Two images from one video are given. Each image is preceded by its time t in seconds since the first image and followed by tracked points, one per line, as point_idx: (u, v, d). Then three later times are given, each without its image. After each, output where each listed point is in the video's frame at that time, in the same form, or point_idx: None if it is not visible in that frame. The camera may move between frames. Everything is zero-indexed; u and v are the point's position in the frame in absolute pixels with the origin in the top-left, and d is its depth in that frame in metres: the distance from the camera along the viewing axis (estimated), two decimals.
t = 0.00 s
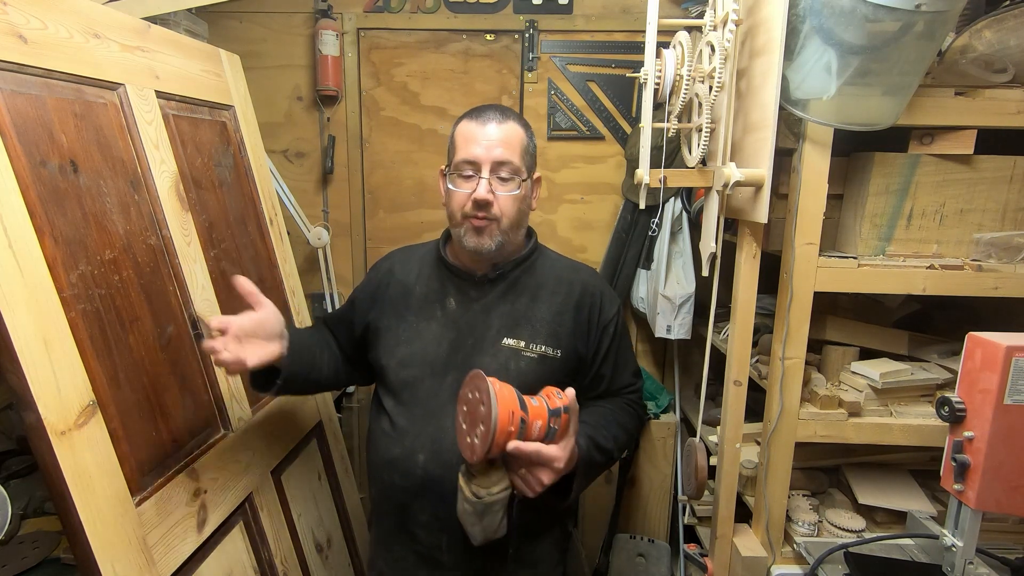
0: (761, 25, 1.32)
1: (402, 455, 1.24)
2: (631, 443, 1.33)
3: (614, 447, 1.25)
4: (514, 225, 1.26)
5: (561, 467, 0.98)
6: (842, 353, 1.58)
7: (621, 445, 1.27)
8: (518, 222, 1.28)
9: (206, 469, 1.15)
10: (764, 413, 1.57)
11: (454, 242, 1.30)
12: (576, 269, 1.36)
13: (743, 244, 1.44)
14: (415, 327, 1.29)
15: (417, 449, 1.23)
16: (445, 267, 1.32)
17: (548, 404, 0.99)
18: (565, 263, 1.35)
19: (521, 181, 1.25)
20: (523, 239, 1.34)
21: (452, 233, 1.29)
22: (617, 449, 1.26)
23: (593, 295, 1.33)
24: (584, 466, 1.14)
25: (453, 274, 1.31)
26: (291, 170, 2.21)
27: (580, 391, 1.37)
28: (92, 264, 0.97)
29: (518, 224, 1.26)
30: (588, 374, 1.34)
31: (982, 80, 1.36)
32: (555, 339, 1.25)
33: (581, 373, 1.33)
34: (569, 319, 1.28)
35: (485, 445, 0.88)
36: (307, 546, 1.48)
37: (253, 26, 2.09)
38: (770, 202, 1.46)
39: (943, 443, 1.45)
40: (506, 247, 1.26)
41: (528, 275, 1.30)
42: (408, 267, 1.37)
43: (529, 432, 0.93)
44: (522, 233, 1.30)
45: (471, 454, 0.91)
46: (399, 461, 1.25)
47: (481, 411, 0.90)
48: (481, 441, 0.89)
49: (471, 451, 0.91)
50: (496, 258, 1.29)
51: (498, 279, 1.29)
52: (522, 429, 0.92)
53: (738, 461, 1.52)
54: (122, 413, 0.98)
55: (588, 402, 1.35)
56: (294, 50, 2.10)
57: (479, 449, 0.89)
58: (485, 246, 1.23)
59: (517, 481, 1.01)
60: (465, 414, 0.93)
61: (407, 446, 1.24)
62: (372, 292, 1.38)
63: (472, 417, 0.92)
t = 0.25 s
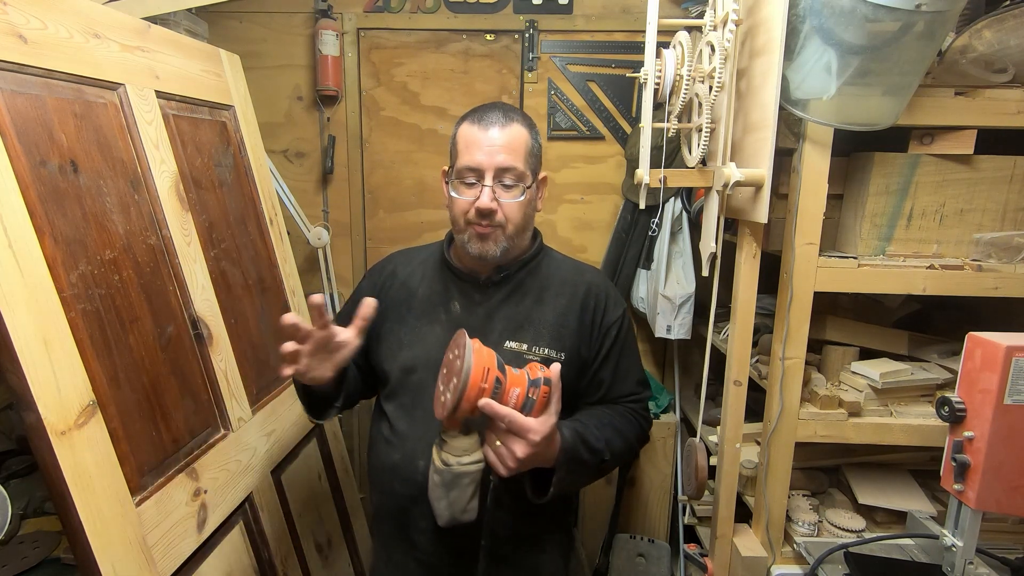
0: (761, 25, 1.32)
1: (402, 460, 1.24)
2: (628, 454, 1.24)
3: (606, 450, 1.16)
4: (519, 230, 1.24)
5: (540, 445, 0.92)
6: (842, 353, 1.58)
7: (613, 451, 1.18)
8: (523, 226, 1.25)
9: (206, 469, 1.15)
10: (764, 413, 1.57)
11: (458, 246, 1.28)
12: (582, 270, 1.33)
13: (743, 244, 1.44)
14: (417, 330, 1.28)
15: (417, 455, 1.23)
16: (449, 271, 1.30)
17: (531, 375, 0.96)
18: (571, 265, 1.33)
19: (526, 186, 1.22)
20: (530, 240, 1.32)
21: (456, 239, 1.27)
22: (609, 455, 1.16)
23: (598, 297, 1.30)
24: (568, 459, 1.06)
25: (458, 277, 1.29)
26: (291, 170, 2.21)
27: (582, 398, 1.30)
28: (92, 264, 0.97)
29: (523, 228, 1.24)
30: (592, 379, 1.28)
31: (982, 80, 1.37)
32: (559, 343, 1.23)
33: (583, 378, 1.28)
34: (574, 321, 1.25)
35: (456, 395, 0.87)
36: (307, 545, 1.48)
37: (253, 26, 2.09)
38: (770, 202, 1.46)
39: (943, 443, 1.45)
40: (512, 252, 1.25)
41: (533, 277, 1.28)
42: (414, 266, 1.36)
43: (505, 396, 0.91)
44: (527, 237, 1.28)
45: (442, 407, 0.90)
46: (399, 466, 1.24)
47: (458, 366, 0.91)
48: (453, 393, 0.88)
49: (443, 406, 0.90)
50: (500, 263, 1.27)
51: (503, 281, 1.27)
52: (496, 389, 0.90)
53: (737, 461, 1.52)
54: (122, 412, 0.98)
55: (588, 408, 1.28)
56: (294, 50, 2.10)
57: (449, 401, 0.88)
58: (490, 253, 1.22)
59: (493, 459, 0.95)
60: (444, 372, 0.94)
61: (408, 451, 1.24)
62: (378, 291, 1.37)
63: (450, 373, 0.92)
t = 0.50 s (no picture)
0: (761, 25, 1.32)
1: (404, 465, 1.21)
2: (624, 465, 1.19)
3: (597, 458, 1.12)
4: (526, 229, 1.24)
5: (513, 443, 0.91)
6: (842, 353, 1.58)
7: (605, 458, 1.13)
8: (530, 226, 1.26)
9: (206, 469, 1.15)
10: (764, 413, 1.57)
11: (463, 245, 1.28)
12: (588, 272, 1.33)
13: (743, 244, 1.44)
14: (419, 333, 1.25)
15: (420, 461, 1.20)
16: (454, 272, 1.28)
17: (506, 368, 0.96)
18: (574, 266, 1.33)
19: (534, 184, 1.22)
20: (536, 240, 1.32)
21: (462, 238, 1.27)
22: (600, 463, 1.13)
23: (602, 298, 1.29)
24: (551, 462, 1.03)
25: (462, 279, 1.27)
26: (291, 170, 2.21)
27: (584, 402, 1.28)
28: (92, 264, 0.97)
29: (529, 228, 1.24)
30: (596, 382, 1.26)
31: (982, 80, 1.37)
32: (564, 346, 1.22)
33: (585, 381, 1.27)
34: (578, 324, 1.24)
35: (424, 385, 0.88)
36: (306, 545, 1.48)
37: (253, 26, 2.09)
38: (770, 202, 1.46)
39: (943, 443, 1.45)
40: (518, 251, 1.25)
41: (537, 278, 1.28)
42: (415, 268, 1.33)
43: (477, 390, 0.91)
44: (533, 237, 1.28)
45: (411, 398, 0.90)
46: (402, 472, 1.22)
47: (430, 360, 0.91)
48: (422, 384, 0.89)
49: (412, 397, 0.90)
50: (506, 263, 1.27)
51: (509, 284, 1.26)
52: (465, 381, 0.90)
53: (737, 461, 1.52)
54: (122, 412, 0.98)
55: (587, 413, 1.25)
56: (294, 50, 2.10)
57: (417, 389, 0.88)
58: (494, 254, 1.22)
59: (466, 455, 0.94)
60: (417, 366, 0.95)
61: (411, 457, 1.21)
62: (382, 292, 1.33)
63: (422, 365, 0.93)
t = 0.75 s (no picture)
0: (761, 25, 1.32)
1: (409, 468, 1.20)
2: (625, 465, 1.19)
3: (595, 458, 1.13)
4: (539, 225, 1.24)
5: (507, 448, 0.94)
6: (842, 353, 1.58)
7: (604, 459, 1.14)
8: (541, 223, 1.26)
9: (206, 469, 1.15)
10: (763, 413, 1.57)
11: (470, 243, 1.26)
12: (588, 269, 1.33)
13: (743, 244, 1.44)
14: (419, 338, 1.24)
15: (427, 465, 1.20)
16: (454, 274, 1.27)
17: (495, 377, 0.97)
18: (573, 263, 1.33)
19: (548, 180, 1.24)
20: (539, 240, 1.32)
21: (469, 234, 1.25)
22: (599, 464, 1.14)
23: (602, 295, 1.29)
24: (547, 464, 1.06)
25: (461, 283, 1.26)
26: (291, 170, 2.21)
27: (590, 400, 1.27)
28: (92, 264, 0.97)
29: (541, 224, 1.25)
30: (598, 378, 1.26)
31: (982, 80, 1.37)
32: (568, 345, 1.22)
33: (590, 378, 1.27)
34: (580, 322, 1.25)
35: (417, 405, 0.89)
36: (306, 545, 1.48)
37: (253, 26, 2.09)
38: (770, 202, 1.46)
39: (943, 443, 1.45)
40: (529, 248, 1.25)
41: (537, 278, 1.28)
42: (410, 271, 1.31)
43: (469, 403, 0.93)
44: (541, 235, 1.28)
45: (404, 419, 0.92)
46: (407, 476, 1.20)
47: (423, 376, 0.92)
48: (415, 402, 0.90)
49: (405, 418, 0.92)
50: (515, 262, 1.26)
51: (509, 286, 1.25)
52: (457, 397, 0.92)
53: (738, 461, 1.52)
54: (122, 413, 0.98)
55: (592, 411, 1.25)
56: (294, 50, 2.10)
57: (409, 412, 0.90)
58: (508, 249, 1.21)
59: (461, 460, 0.98)
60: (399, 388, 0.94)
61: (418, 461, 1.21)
62: (378, 301, 1.30)
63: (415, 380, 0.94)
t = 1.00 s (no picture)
0: (761, 25, 1.32)
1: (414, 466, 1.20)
2: (633, 452, 1.19)
3: (608, 445, 1.13)
4: (532, 222, 1.24)
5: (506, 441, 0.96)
6: (842, 353, 1.58)
7: (615, 445, 1.14)
8: (534, 220, 1.26)
9: (206, 469, 1.15)
10: (764, 413, 1.57)
11: (463, 241, 1.26)
12: (583, 264, 1.34)
13: (743, 244, 1.44)
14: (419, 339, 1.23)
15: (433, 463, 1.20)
16: (448, 273, 1.27)
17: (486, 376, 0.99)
18: (569, 259, 1.33)
19: (541, 176, 1.24)
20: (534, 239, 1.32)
21: (462, 231, 1.25)
22: (610, 450, 1.13)
23: (599, 288, 1.30)
24: (563, 454, 1.05)
25: (457, 283, 1.26)
26: (290, 170, 2.21)
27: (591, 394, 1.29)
28: (92, 264, 0.97)
29: (534, 221, 1.25)
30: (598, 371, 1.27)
31: (982, 80, 1.37)
32: (568, 340, 1.23)
33: (592, 371, 1.27)
34: (579, 317, 1.25)
35: (414, 408, 0.89)
36: (307, 546, 1.48)
37: (253, 26, 2.09)
38: (770, 202, 1.46)
39: (943, 443, 1.45)
40: (523, 245, 1.24)
41: (534, 275, 1.28)
42: (404, 272, 1.30)
43: (463, 404, 0.93)
44: (535, 233, 1.28)
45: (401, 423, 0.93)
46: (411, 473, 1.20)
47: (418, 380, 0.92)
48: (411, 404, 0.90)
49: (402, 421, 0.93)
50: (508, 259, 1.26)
51: (507, 284, 1.25)
52: (452, 397, 0.92)
53: (738, 461, 1.52)
54: (122, 413, 0.98)
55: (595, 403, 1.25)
56: (294, 50, 2.10)
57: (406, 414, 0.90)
58: (502, 245, 1.21)
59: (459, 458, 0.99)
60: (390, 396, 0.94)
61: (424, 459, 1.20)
62: (373, 305, 1.29)
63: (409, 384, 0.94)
